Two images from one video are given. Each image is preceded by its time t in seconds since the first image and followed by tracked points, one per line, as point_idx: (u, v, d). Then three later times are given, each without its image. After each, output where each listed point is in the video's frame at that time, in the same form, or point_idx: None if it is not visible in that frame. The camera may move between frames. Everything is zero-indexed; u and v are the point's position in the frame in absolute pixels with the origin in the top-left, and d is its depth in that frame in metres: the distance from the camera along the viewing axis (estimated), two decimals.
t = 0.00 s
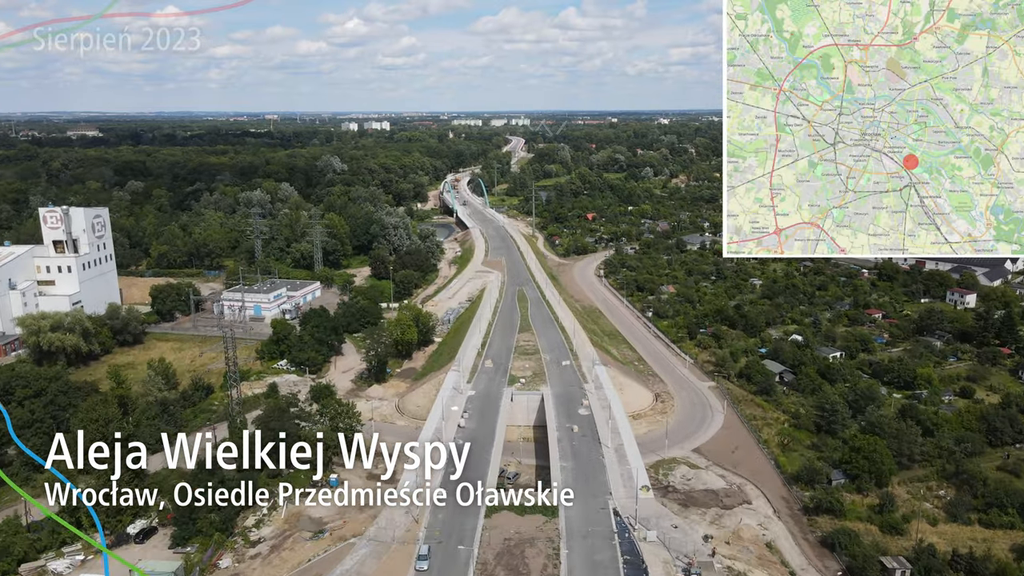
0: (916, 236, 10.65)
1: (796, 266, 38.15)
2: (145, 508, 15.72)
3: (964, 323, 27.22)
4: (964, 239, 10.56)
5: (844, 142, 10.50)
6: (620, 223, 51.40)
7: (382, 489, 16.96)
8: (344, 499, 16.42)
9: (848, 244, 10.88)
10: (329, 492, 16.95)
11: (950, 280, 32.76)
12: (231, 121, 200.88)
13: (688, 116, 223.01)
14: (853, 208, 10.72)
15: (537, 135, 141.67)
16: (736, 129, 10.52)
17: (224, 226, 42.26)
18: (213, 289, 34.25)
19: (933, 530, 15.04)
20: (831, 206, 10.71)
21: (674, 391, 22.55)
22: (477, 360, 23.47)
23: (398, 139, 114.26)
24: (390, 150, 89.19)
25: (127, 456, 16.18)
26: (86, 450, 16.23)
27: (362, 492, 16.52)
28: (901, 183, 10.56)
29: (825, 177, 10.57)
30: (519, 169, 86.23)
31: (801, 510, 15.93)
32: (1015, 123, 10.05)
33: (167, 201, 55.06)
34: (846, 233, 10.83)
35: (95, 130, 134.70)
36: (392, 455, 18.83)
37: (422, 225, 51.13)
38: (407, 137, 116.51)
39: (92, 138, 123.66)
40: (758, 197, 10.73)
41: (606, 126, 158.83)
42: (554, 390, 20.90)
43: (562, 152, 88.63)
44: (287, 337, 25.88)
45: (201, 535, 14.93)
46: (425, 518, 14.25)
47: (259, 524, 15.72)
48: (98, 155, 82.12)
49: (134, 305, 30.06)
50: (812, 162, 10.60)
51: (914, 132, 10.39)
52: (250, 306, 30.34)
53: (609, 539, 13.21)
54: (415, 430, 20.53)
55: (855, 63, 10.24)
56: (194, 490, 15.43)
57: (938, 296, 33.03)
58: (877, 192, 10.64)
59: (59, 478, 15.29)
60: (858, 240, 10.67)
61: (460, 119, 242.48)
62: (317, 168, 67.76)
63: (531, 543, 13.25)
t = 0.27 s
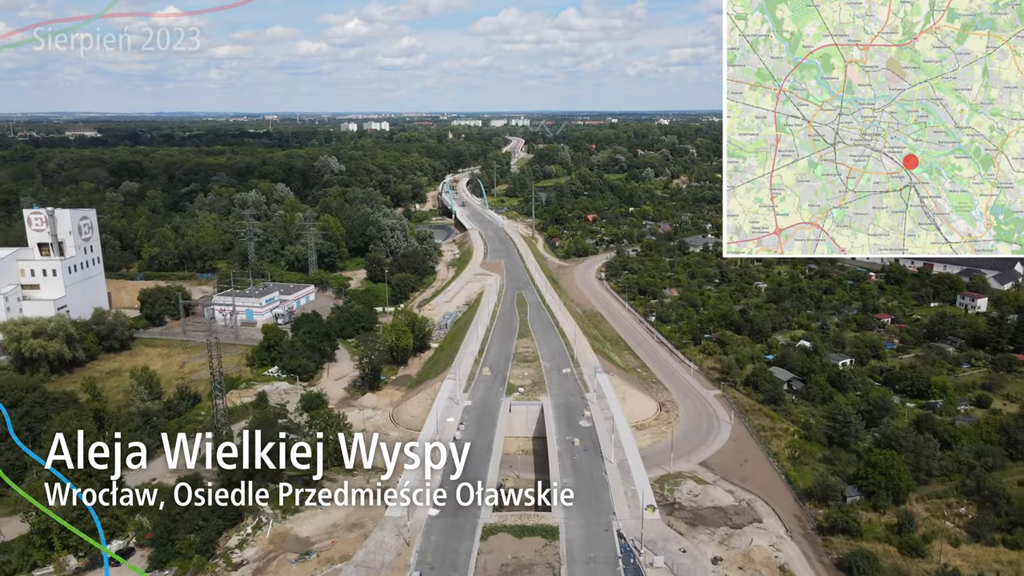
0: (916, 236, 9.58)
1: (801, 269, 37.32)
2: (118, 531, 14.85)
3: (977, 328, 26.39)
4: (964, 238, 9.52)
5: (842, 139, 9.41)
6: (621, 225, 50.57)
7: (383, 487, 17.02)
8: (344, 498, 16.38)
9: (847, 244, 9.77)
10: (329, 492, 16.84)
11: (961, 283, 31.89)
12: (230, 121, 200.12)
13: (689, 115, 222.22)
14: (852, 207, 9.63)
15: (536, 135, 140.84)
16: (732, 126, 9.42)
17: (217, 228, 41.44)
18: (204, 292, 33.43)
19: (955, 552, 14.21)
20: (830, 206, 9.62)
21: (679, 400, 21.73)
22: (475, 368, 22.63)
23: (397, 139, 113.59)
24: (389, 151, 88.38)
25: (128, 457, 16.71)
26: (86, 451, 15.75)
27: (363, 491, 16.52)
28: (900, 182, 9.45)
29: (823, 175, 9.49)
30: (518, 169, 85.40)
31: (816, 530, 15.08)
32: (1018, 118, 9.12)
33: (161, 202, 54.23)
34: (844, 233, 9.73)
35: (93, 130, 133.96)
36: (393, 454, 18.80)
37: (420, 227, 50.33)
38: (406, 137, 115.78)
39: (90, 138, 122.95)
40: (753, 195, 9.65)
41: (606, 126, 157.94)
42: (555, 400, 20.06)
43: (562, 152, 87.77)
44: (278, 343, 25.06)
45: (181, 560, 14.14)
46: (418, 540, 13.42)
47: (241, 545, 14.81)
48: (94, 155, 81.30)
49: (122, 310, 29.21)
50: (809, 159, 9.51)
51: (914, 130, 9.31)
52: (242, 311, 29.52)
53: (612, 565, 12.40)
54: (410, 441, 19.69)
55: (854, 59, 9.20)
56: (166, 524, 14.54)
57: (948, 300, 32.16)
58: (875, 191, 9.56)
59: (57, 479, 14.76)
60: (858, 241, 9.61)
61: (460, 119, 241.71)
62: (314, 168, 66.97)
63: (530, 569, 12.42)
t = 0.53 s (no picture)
0: (916, 236, 9.39)
1: (806, 272, 36.55)
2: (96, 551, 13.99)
3: (990, 333, 25.62)
4: (963, 238, 9.34)
5: (842, 138, 9.19)
6: (622, 226, 49.77)
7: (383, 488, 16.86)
8: (344, 499, 16.23)
9: (847, 245, 9.57)
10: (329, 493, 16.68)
11: (971, 287, 31.10)
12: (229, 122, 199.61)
13: (689, 115, 221.75)
14: (852, 207, 9.43)
15: (537, 135, 140.25)
16: (732, 126, 9.19)
17: (211, 229, 40.68)
18: (197, 295, 32.68)
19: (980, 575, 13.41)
20: (830, 206, 9.40)
21: (684, 409, 20.96)
22: (473, 376, 21.83)
23: (397, 140, 112.87)
24: (388, 151, 87.67)
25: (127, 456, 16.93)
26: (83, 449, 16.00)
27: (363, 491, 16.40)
28: (900, 182, 9.24)
29: (823, 175, 9.27)
30: (518, 170, 84.69)
31: (831, 553, 14.27)
32: (1018, 117, 8.94)
33: (156, 202, 53.51)
34: (844, 233, 9.52)
35: (93, 131, 133.51)
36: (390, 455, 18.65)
37: (418, 228, 49.56)
38: (406, 138, 115.13)
39: (88, 138, 122.31)
40: (753, 195, 9.44)
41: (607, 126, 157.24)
42: (556, 410, 19.26)
43: (563, 152, 87.07)
44: (270, 349, 24.31)
45: None
46: (411, 564, 12.62)
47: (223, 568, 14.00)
48: (91, 156, 80.60)
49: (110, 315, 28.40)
50: (810, 158, 9.29)
51: (914, 130, 9.10)
52: (233, 315, 28.72)
53: None
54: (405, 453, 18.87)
55: (853, 59, 8.98)
56: (150, 535, 13.80)
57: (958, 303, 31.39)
58: (875, 190, 9.35)
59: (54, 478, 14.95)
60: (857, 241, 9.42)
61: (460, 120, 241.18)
62: (312, 169, 66.22)
63: None
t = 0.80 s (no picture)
0: (916, 236, 9.44)
1: (812, 274, 35.79)
2: (70, 574, 13.24)
3: (1004, 339, 24.86)
4: (963, 238, 9.41)
5: (842, 138, 9.24)
6: (624, 227, 49.03)
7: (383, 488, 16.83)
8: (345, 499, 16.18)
9: (847, 244, 9.63)
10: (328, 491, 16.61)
11: (983, 290, 30.35)
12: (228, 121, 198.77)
13: (689, 115, 221.01)
14: (851, 207, 9.48)
15: (537, 135, 139.48)
16: (732, 126, 9.25)
17: (205, 230, 39.91)
18: (189, 299, 31.91)
19: None
20: (829, 206, 9.46)
21: (690, 418, 20.25)
22: (472, 383, 21.09)
23: (397, 140, 112.16)
24: (387, 151, 86.91)
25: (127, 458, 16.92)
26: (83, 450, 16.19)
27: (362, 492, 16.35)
28: (900, 182, 9.30)
29: (823, 175, 9.33)
30: (518, 170, 83.93)
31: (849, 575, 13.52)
32: (1017, 118, 9.00)
33: (151, 203, 52.73)
34: (844, 233, 9.58)
35: (91, 130, 132.65)
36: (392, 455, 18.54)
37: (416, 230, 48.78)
38: (406, 138, 114.37)
39: (88, 138, 121.76)
40: (753, 194, 9.49)
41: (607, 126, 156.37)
42: (557, 420, 18.51)
43: (563, 152, 86.27)
44: (261, 355, 23.58)
45: None
46: None
47: None
48: (87, 155, 79.82)
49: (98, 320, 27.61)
50: (809, 158, 9.34)
51: (913, 130, 9.15)
52: (224, 319, 27.97)
53: None
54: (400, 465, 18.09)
55: (854, 59, 9.02)
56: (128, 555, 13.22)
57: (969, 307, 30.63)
58: (875, 190, 9.41)
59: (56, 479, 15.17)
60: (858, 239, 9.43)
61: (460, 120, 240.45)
62: (310, 169, 65.42)
63: None
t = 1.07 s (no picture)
0: (916, 236, 8.92)
1: (818, 277, 34.97)
2: None
3: (1020, 345, 24.02)
4: (963, 238, 8.88)
5: (842, 138, 8.76)
6: (625, 229, 48.21)
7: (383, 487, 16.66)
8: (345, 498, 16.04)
9: (847, 245, 9.10)
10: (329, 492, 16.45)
11: (995, 294, 29.53)
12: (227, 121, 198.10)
13: (689, 115, 220.50)
14: (852, 207, 8.97)
15: (536, 136, 138.78)
16: (732, 125, 8.76)
17: (198, 232, 39.09)
18: (180, 302, 31.09)
19: None
20: (829, 206, 8.95)
21: (695, 429, 19.40)
22: (468, 392, 20.22)
23: (396, 140, 111.44)
24: (385, 151, 86.12)
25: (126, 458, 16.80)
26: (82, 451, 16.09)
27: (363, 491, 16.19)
28: (900, 182, 8.80)
29: (823, 175, 8.83)
30: (518, 171, 83.15)
31: None
32: (1018, 117, 8.52)
33: (145, 203, 51.91)
34: (844, 233, 9.05)
35: (88, 130, 131.85)
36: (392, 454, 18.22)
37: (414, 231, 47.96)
38: (405, 138, 113.60)
39: (85, 138, 120.91)
40: (753, 195, 8.98)
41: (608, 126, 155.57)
42: (557, 432, 17.64)
43: (563, 152, 85.53)
44: (251, 362, 22.80)
45: None
46: None
47: None
48: (83, 155, 79.03)
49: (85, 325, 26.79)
50: (809, 158, 8.85)
51: (914, 130, 8.67)
52: (214, 325, 27.15)
53: None
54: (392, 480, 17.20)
55: (854, 59, 8.57)
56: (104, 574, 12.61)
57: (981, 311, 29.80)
58: (875, 191, 8.91)
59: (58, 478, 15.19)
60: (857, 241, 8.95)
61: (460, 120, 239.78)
62: (307, 169, 64.60)
63: None
